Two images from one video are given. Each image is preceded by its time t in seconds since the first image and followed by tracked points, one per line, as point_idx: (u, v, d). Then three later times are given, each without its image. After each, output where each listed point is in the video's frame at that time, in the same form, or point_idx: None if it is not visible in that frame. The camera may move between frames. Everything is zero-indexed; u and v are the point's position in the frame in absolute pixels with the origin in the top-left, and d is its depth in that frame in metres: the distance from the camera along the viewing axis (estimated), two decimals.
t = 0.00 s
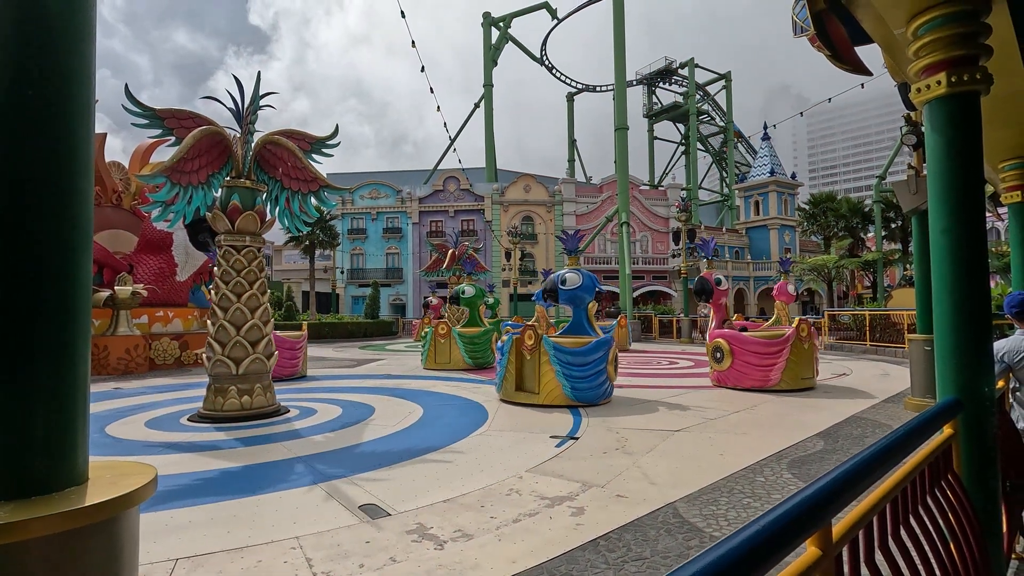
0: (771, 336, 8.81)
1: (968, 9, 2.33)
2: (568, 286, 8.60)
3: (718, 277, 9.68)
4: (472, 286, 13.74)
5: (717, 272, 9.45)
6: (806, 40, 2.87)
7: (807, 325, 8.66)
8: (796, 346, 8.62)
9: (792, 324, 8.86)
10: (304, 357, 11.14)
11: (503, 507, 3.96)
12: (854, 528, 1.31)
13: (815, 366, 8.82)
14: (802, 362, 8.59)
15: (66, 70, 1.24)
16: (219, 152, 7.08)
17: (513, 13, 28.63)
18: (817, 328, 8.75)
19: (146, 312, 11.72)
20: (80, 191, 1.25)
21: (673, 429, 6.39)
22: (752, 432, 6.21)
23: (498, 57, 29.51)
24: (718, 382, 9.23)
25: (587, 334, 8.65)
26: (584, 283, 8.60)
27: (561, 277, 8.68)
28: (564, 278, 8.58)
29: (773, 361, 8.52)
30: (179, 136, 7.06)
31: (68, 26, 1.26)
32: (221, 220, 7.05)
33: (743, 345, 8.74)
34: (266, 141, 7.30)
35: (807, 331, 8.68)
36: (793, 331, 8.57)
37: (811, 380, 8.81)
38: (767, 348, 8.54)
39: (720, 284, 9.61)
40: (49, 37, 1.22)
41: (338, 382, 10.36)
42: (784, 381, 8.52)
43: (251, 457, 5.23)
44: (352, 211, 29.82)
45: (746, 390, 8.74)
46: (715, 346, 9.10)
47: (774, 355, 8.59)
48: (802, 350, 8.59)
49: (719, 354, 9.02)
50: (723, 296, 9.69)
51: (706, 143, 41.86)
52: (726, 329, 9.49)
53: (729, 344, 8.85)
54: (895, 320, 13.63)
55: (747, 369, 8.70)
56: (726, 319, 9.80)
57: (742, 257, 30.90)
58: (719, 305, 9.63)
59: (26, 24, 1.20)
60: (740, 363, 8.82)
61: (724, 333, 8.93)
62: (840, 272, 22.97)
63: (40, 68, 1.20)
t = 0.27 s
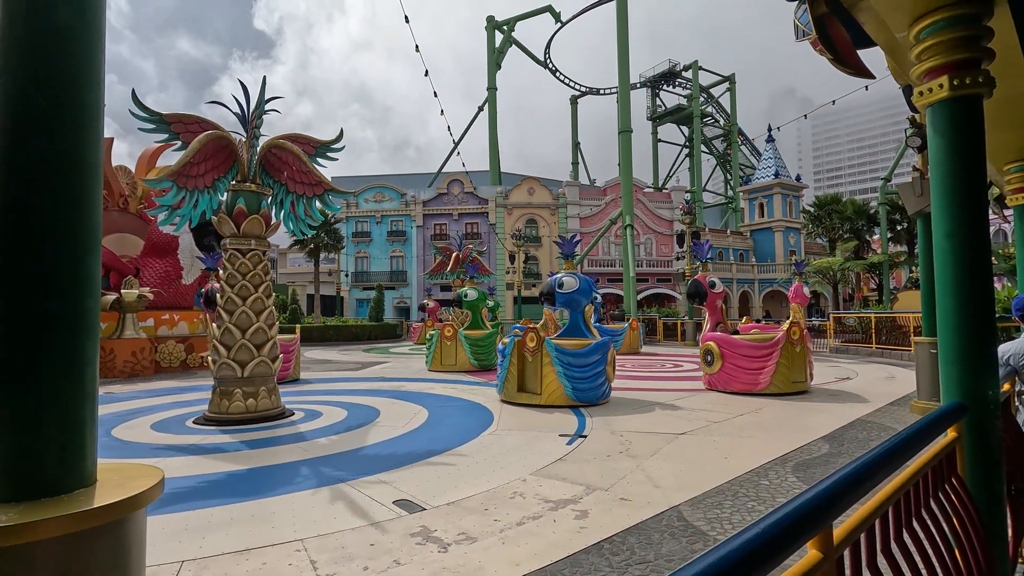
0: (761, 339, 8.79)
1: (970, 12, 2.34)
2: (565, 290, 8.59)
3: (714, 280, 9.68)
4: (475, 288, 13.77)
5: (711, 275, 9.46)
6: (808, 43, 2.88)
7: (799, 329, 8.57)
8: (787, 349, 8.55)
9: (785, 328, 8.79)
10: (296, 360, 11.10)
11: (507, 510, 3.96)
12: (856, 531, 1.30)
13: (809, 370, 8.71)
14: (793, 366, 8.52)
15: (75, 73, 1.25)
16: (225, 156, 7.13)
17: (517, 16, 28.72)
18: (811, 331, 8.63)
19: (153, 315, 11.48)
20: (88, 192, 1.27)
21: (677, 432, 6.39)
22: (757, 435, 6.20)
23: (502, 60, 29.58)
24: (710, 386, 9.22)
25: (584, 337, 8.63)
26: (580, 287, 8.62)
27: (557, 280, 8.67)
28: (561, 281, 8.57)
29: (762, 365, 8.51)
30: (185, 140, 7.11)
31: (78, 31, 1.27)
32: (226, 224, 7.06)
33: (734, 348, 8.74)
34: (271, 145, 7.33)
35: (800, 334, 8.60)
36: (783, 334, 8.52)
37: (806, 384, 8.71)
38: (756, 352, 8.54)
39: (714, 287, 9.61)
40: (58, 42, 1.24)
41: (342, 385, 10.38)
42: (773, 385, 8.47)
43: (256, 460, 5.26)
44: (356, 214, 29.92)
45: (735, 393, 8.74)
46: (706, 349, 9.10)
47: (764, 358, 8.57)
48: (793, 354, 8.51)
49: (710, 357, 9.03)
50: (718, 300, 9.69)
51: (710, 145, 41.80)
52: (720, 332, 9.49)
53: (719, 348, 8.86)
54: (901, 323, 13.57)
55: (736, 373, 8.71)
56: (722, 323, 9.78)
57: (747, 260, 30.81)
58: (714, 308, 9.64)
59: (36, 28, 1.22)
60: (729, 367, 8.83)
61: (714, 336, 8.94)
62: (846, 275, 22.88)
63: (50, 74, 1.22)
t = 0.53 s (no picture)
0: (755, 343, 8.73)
1: (981, 14, 2.32)
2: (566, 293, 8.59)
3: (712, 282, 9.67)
4: (482, 292, 13.80)
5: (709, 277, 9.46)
6: (817, 47, 2.88)
7: (795, 332, 8.46)
8: (782, 353, 8.46)
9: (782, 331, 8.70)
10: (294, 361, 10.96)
11: (515, 514, 3.97)
12: (867, 537, 1.30)
13: (806, 374, 8.58)
14: (787, 370, 8.42)
15: (96, 84, 1.27)
16: (235, 160, 7.21)
17: (524, 19, 28.79)
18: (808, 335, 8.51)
19: (164, 318, 11.57)
20: (108, 198, 1.29)
21: (687, 435, 6.36)
22: (767, 439, 6.16)
23: (509, 63, 29.66)
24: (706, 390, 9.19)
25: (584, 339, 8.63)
26: (581, 290, 8.61)
27: (558, 284, 8.66)
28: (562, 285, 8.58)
29: (756, 369, 8.46)
30: (196, 146, 7.20)
31: (99, 40, 1.29)
32: (236, 227, 7.15)
33: (728, 352, 8.70)
34: (281, 150, 7.39)
35: (796, 338, 8.49)
36: (778, 338, 8.44)
37: (803, 389, 8.59)
38: (749, 355, 8.50)
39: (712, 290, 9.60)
40: (81, 53, 1.26)
41: (351, 388, 10.43)
42: (767, 389, 8.38)
43: (266, 462, 5.30)
44: (365, 218, 30.08)
45: (729, 397, 8.68)
46: (701, 353, 9.07)
47: (757, 362, 8.50)
48: (788, 358, 8.41)
49: (704, 360, 9.01)
50: (717, 302, 9.68)
51: (718, 147, 41.66)
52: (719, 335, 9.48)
53: (713, 351, 8.82)
54: (913, 325, 13.44)
55: (730, 376, 8.66)
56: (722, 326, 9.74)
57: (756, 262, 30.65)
58: (713, 311, 9.64)
59: (60, 40, 1.25)
60: (724, 370, 8.79)
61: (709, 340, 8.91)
62: (856, 277, 22.70)
63: (73, 83, 1.25)
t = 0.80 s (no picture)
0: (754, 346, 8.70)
1: (999, 16, 2.30)
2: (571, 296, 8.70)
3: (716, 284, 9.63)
4: (492, 294, 13.84)
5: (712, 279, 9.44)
6: (832, 50, 2.88)
7: (794, 335, 8.36)
8: (780, 356, 8.39)
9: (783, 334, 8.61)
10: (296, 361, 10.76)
11: (528, 517, 3.97)
12: (887, 545, 1.30)
13: (806, 378, 8.45)
14: (786, 374, 8.34)
15: (122, 94, 1.30)
16: (250, 165, 7.30)
17: (535, 21, 28.81)
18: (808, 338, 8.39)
19: (180, 320, 11.69)
20: (133, 206, 1.32)
21: (700, 439, 6.32)
22: (782, 443, 6.10)
23: (519, 65, 29.68)
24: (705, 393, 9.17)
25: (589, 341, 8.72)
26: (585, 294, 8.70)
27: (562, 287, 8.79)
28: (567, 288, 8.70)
29: (753, 372, 8.42)
30: (212, 151, 7.30)
31: (125, 51, 1.33)
32: (252, 231, 7.26)
33: (726, 356, 8.70)
34: (295, 154, 7.48)
35: (796, 341, 8.40)
36: (776, 341, 8.38)
37: (804, 392, 8.47)
38: (746, 359, 8.47)
39: (715, 292, 9.54)
40: (106, 65, 1.29)
41: (364, 390, 10.50)
42: (764, 393, 8.32)
43: (281, 464, 5.35)
44: (376, 220, 30.24)
45: (728, 401, 8.65)
46: (699, 356, 9.08)
47: (754, 365, 8.46)
48: (786, 361, 8.32)
49: (703, 363, 9.01)
50: (721, 304, 9.63)
51: (731, 147, 41.35)
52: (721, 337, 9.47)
53: (712, 355, 8.82)
54: (930, 327, 13.23)
55: (727, 380, 8.65)
56: (726, 328, 9.69)
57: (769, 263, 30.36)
58: (716, 313, 9.60)
59: (88, 52, 1.28)
60: (722, 374, 8.77)
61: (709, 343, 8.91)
62: (872, 278, 22.39)
63: (99, 94, 1.28)
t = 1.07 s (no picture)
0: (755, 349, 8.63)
1: None
2: (578, 299, 8.96)
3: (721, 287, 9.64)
4: (505, 296, 13.86)
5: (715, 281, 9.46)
6: (855, 49, 2.86)
7: (795, 338, 8.22)
8: (781, 359, 8.25)
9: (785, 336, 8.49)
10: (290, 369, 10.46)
11: (544, 520, 3.96)
12: (918, 556, 1.27)
13: (809, 383, 8.26)
14: (785, 378, 8.20)
15: (149, 102, 1.32)
16: (267, 168, 7.37)
17: (547, 23, 28.83)
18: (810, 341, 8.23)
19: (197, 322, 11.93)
20: (161, 211, 1.34)
21: (716, 442, 6.26)
22: (800, 447, 6.02)
23: (532, 67, 29.71)
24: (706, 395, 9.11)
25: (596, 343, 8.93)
26: (591, 296, 8.99)
27: (569, 291, 9.01)
28: (574, 291, 8.93)
29: (751, 375, 8.35)
30: (230, 155, 7.39)
31: (153, 60, 1.35)
32: (268, 234, 7.32)
33: (726, 359, 8.64)
34: (311, 157, 7.54)
35: (798, 344, 8.26)
36: (775, 344, 8.27)
37: (807, 397, 8.29)
38: (744, 362, 8.41)
39: (718, 293, 9.54)
40: (135, 74, 1.32)
41: (379, 392, 10.56)
42: (763, 397, 8.20)
43: (298, 465, 5.39)
44: (390, 222, 30.41)
45: (727, 404, 8.58)
46: (701, 358, 9.03)
47: (753, 368, 8.37)
48: (786, 365, 8.17)
49: (704, 366, 8.97)
50: (726, 307, 9.63)
51: (745, 148, 41.00)
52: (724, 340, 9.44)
53: (712, 357, 8.79)
54: (951, 330, 12.99)
55: (726, 383, 8.60)
56: (731, 331, 9.67)
57: (785, 265, 30.01)
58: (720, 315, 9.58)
59: (118, 62, 1.31)
60: (721, 376, 8.72)
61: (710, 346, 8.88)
62: (891, 279, 22.03)
63: (128, 102, 1.30)
